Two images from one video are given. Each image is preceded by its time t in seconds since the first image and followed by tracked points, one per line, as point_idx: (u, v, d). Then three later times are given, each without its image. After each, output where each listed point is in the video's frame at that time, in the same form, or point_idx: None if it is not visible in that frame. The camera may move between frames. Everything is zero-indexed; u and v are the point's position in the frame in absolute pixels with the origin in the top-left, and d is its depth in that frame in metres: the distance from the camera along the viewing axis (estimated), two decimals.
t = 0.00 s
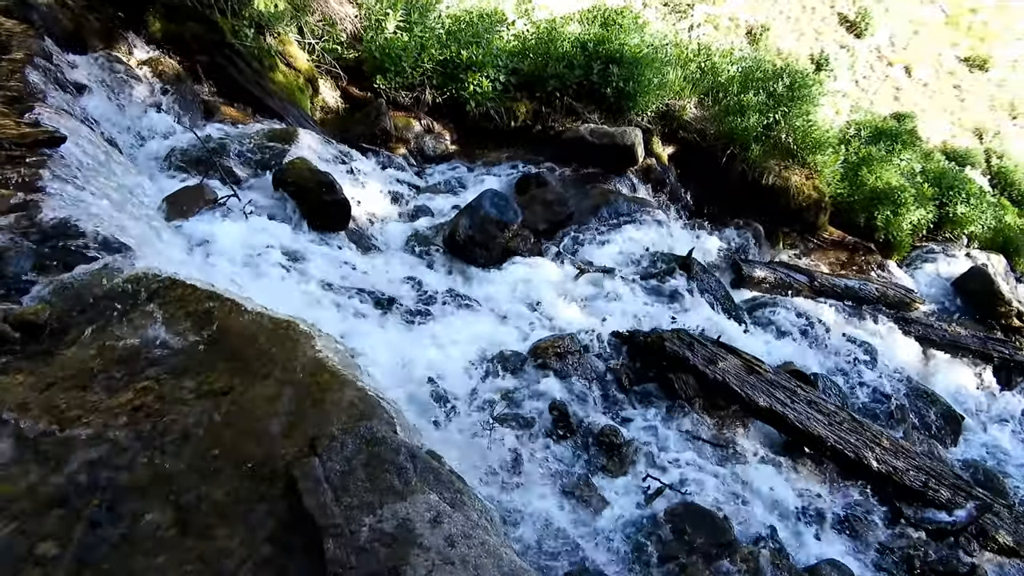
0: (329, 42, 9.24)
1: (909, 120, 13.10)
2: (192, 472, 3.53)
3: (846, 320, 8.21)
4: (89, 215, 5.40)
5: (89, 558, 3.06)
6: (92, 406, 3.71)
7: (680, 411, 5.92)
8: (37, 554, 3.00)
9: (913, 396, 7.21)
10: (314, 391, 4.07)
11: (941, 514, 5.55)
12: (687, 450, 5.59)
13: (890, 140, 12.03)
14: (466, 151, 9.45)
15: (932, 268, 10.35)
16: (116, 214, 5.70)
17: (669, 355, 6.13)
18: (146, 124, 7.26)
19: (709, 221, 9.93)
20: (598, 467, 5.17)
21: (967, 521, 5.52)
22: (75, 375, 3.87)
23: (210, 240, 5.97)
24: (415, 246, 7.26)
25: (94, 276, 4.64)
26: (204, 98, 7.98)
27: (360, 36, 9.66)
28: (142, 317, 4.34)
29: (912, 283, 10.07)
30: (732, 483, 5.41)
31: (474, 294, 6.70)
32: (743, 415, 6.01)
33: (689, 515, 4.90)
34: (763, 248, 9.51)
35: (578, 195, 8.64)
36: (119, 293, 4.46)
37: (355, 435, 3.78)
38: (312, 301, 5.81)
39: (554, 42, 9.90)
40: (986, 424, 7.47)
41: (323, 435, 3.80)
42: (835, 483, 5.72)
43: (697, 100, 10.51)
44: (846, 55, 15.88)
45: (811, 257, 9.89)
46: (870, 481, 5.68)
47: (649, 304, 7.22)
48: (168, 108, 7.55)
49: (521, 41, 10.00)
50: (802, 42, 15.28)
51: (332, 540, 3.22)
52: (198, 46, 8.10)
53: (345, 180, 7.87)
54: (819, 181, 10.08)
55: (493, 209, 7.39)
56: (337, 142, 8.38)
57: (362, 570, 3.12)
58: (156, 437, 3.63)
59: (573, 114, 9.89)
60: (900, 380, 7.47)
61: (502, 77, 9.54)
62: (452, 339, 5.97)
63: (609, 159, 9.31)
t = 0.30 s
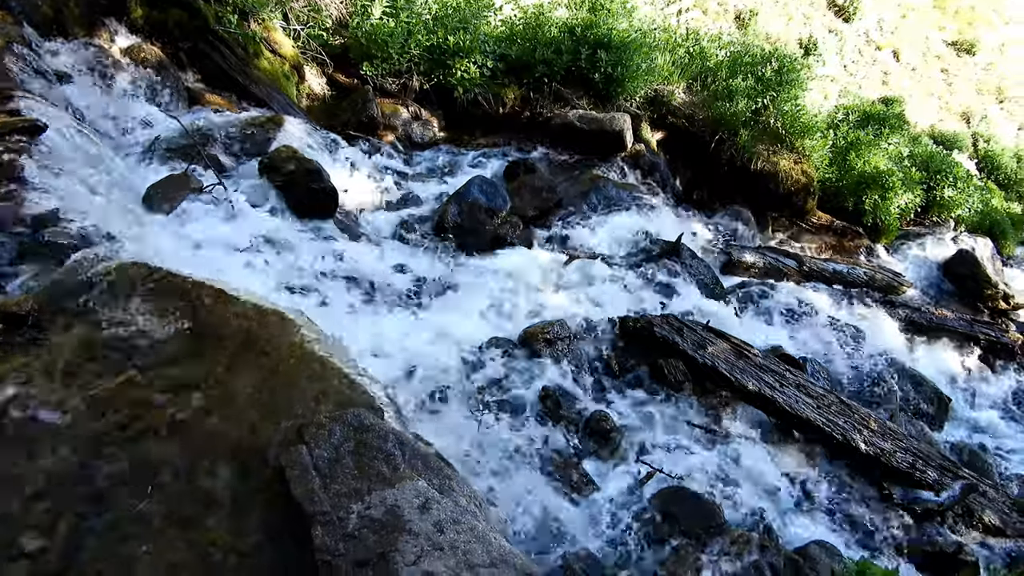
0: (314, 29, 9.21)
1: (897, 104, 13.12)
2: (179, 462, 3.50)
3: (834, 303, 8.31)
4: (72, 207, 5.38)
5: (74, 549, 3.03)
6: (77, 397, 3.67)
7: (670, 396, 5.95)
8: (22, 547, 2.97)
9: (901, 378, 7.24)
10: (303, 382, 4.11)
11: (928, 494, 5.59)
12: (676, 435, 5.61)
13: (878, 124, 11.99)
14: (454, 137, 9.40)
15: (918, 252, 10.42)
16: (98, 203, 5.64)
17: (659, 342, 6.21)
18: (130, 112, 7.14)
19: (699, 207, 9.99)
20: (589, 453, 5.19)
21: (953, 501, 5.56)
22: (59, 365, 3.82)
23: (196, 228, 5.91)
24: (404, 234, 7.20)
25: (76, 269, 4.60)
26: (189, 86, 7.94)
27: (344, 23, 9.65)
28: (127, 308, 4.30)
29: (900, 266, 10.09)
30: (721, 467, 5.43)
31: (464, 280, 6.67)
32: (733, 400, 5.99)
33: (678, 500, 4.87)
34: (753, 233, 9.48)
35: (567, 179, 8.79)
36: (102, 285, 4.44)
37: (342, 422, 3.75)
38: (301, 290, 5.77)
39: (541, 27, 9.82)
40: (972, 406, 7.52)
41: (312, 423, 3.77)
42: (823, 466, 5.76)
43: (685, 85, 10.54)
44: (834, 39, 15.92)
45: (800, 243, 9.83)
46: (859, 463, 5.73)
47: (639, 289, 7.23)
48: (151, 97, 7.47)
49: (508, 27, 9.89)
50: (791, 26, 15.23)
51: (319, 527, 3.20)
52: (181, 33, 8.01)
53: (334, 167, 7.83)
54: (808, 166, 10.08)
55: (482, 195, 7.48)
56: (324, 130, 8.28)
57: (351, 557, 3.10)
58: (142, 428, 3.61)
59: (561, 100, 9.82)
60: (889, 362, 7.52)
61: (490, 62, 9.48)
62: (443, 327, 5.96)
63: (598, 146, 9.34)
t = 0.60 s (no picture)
0: (302, 17, 9.20)
1: (887, 90, 13.10)
2: (168, 452, 3.48)
3: (823, 289, 8.35)
4: (57, 196, 5.31)
5: (62, 540, 3.02)
6: (63, 387, 3.64)
7: (661, 382, 5.96)
8: (10, 538, 2.97)
9: (889, 363, 7.32)
10: (293, 372, 4.09)
11: (917, 478, 5.60)
12: (667, 420, 5.63)
13: (868, 109, 12.11)
14: (444, 125, 9.31)
15: (907, 236, 10.49)
16: (84, 194, 5.58)
17: (648, 329, 6.22)
18: (114, 101, 7.05)
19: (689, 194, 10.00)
20: (580, 439, 5.20)
21: (941, 484, 5.56)
22: (45, 355, 3.79)
23: (184, 217, 5.87)
24: (394, 223, 7.15)
25: (62, 259, 4.55)
26: (174, 74, 7.78)
27: (332, 11, 9.67)
28: (113, 299, 4.26)
29: (889, 252, 10.14)
30: (712, 452, 5.46)
31: (455, 268, 6.66)
32: (724, 386, 6.03)
33: (669, 485, 4.91)
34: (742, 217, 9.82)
35: (557, 168, 8.67)
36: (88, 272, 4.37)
37: (331, 411, 3.75)
38: (290, 278, 5.76)
39: (530, 14, 9.81)
40: (959, 390, 7.58)
41: (300, 411, 3.76)
42: (814, 452, 5.79)
43: (675, 72, 10.45)
44: (824, 25, 15.90)
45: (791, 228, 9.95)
46: (849, 447, 5.76)
47: (630, 275, 7.25)
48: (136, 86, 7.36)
49: (497, 14, 9.94)
50: (781, 11, 15.18)
51: (309, 517, 3.20)
52: (165, 20, 7.89)
53: (321, 156, 7.72)
54: (798, 152, 10.11)
55: (471, 182, 7.42)
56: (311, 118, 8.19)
57: (341, 544, 3.11)
58: (130, 418, 3.59)
59: (551, 87, 9.76)
60: (879, 348, 7.54)
61: (479, 49, 9.43)
62: (433, 315, 5.96)
63: (587, 134, 9.32)
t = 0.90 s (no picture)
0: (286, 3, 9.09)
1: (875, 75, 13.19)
2: (155, 443, 3.46)
3: (811, 275, 8.30)
4: (40, 188, 5.26)
5: (48, 531, 3.00)
6: (47, 378, 3.61)
7: (650, 368, 5.99)
8: None
9: (876, 346, 7.34)
10: (280, 361, 4.06)
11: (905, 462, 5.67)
12: (657, 406, 5.66)
13: (856, 95, 12.16)
14: (432, 113, 9.28)
15: (895, 223, 10.56)
16: (68, 184, 5.53)
17: (638, 315, 6.23)
18: (97, 91, 6.96)
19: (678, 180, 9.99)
20: (570, 426, 5.22)
21: (929, 467, 5.64)
22: (29, 345, 3.75)
23: (169, 207, 5.82)
24: (382, 212, 7.11)
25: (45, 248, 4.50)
26: (158, 62, 7.70)
27: None
28: (98, 289, 4.23)
29: (877, 238, 10.20)
30: (702, 438, 5.49)
31: (444, 257, 6.65)
32: (713, 371, 6.07)
33: (658, 471, 4.93)
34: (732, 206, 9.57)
35: (546, 155, 8.71)
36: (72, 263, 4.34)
37: (319, 400, 3.73)
38: (278, 269, 5.73)
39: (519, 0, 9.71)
40: (946, 373, 7.66)
41: (287, 401, 3.75)
42: (803, 436, 5.86)
43: (664, 58, 10.46)
44: (813, 11, 15.88)
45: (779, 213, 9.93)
46: (836, 430, 5.76)
47: (619, 263, 7.25)
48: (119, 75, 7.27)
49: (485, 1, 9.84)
50: None
51: (297, 505, 3.20)
52: (148, 9, 7.83)
53: (307, 144, 7.66)
54: (786, 138, 10.12)
55: (460, 171, 7.37)
56: (298, 106, 8.12)
57: (329, 533, 3.10)
58: (116, 409, 3.57)
59: (539, 74, 9.74)
60: (866, 332, 7.52)
61: (467, 36, 9.37)
62: (423, 304, 5.95)
63: (575, 120, 9.26)
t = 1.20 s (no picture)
0: None
1: (859, 60, 13.23)
2: (137, 437, 3.44)
3: (797, 260, 8.39)
4: (19, 184, 5.20)
5: (31, 528, 2.99)
6: (27, 374, 3.57)
7: (638, 355, 6.01)
8: None
9: (863, 331, 7.42)
10: (263, 353, 4.04)
11: (890, 442, 5.77)
12: (643, 393, 5.68)
13: (839, 81, 12.20)
14: (416, 103, 9.24)
15: (879, 207, 10.53)
16: (47, 179, 5.46)
17: (625, 303, 6.24)
18: (73, 84, 6.85)
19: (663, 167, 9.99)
20: (558, 414, 5.24)
21: (915, 447, 5.75)
22: (8, 342, 3.72)
23: (150, 200, 5.76)
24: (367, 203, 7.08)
25: (23, 243, 4.44)
26: (136, 53, 7.59)
27: None
28: (77, 285, 4.18)
29: (863, 223, 10.22)
30: (690, 423, 5.52)
31: (429, 247, 6.63)
32: (701, 357, 6.08)
33: (646, 457, 4.97)
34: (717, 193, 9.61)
35: (531, 144, 8.69)
36: (51, 259, 4.29)
37: (303, 391, 3.75)
38: (262, 262, 5.69)
39: None
40: (931, 355, 7.74)
41: (271, 392, 3.76)
42: (791, 420, 5.85)
43: (648, 45, 10.43)
44: None
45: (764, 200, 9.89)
46: (823, 415, 5.87)
47: (606, 251, 7.24)
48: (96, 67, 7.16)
49: None
50: None
51: (282, 497, 3.21)
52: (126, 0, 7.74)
53: (291, 136, 7.62)
54: (771, 124, 10.14)
55: (444, 161, 7.30)
56: (281, 98, 8.06)
57: (315, 523, 3.12)
58: (97, 403, 3.54)
59: (523, 63, 9.70)
60: (851, 316, 7.69)
61: (450, 25, 9.28)
62: (408, 295, 5.94)
63: (562, 106, 9.27)
